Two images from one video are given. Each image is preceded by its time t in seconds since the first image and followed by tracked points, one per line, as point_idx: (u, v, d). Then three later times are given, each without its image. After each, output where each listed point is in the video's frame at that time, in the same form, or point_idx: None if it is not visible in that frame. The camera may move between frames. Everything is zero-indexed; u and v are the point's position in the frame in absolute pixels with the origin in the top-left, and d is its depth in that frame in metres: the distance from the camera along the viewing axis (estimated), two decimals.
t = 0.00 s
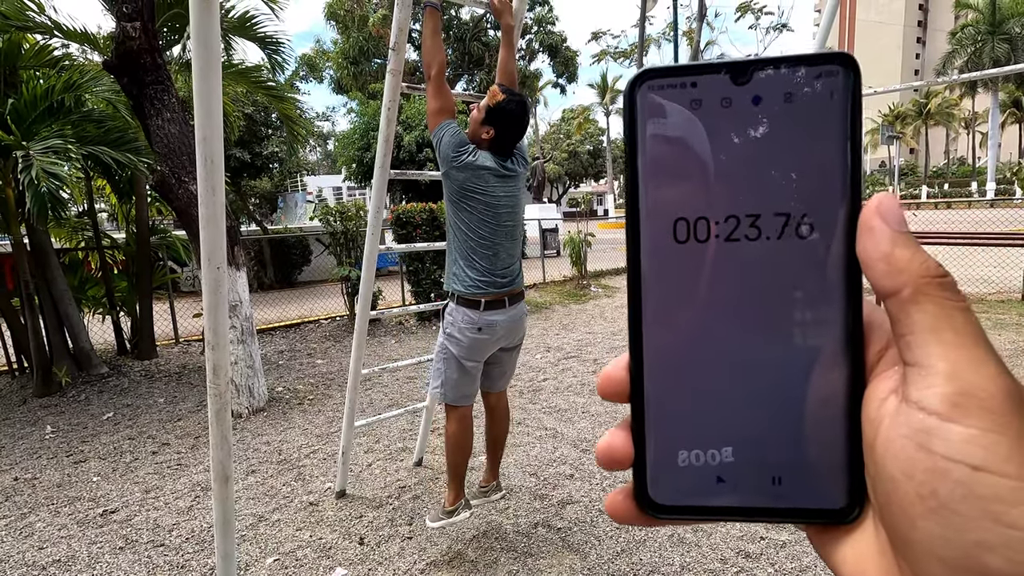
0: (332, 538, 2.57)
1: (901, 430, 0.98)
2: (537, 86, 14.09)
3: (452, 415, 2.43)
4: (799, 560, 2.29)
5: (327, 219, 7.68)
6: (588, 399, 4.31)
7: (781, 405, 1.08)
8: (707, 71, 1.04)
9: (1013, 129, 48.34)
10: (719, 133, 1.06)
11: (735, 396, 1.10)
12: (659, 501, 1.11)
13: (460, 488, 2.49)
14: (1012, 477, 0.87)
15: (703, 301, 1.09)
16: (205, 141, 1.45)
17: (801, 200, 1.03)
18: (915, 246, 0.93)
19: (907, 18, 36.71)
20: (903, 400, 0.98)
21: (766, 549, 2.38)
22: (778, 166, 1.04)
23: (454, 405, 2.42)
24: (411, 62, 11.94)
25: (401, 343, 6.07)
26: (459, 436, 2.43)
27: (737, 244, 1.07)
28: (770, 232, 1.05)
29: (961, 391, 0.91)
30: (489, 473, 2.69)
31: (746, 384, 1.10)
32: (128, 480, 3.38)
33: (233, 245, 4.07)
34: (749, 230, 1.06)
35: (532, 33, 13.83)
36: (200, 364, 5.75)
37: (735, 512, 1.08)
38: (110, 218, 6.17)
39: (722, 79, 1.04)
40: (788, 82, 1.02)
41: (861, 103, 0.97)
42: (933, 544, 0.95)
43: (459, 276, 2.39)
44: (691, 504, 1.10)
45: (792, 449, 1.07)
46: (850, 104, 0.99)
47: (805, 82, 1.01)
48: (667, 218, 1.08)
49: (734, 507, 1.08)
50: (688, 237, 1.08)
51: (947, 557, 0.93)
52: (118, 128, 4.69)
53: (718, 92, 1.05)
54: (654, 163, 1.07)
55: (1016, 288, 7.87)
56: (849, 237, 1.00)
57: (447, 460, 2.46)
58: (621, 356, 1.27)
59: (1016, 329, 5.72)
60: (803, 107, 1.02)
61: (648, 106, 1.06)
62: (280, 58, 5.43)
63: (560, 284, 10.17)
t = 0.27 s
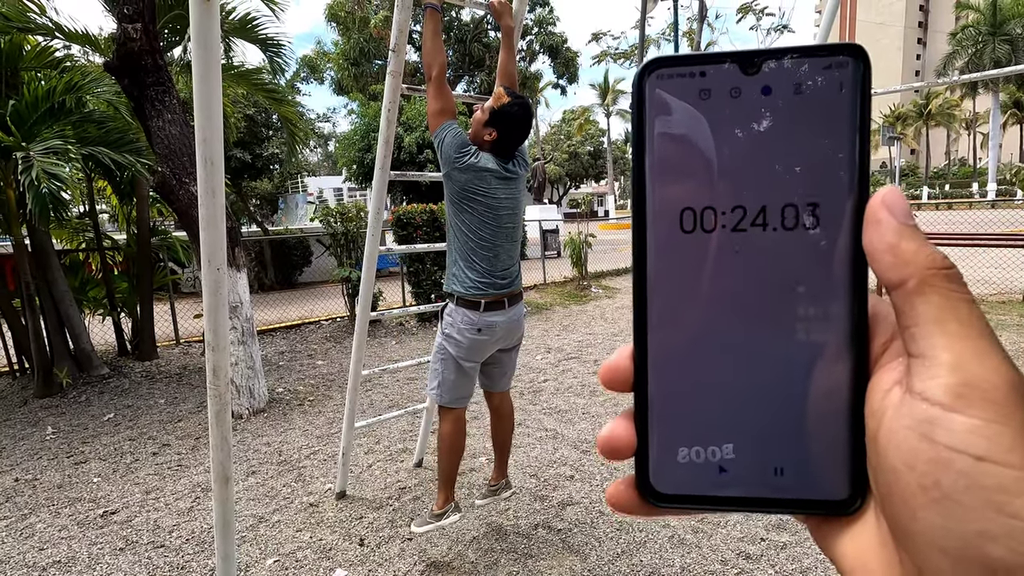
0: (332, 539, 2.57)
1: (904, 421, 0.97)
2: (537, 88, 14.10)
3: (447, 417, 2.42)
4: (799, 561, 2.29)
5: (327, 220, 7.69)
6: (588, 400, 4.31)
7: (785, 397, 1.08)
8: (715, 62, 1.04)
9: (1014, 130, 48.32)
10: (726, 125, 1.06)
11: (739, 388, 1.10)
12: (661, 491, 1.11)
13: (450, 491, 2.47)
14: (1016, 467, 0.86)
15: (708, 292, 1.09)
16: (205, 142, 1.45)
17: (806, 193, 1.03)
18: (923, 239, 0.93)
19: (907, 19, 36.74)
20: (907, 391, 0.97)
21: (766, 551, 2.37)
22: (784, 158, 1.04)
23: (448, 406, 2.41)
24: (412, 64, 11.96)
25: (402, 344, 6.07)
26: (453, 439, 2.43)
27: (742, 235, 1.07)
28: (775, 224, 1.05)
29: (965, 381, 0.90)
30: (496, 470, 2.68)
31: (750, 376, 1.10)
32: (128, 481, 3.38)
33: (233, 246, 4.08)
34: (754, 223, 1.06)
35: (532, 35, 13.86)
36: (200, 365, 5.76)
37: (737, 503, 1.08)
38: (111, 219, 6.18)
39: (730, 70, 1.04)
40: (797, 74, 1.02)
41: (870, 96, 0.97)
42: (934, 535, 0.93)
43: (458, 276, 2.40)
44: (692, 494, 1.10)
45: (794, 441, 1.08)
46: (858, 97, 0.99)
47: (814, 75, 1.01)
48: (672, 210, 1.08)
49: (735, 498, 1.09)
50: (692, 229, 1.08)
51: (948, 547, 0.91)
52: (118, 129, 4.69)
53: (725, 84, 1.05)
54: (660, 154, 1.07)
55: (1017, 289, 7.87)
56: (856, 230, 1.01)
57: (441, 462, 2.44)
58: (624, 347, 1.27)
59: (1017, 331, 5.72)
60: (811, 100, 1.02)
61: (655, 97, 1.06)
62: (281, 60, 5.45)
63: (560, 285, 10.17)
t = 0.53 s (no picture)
0: (333, 540, 2.57)
1: (898, 426, 0.97)
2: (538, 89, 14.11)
3: (445, 415, 2.44)
4: (800, 562, 2.29)
5: (328, 221, 7.70)
6: (589, 401, 4.31)
7: (782, 401, 1.08)
8: (709, 68, 1.04)
9: (1015, 130, 48.27)
10: (721, 131, 1.06)
11: (736, 392, 1.10)
12: (660, 496, 1.11)
13: (447, 488, 2.54)
14: (1011, 472, 0.86)
15: (705, 297, 1.09)
16: (206, 144, 1.45)
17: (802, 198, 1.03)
18: (917, 244, 0.93)
19: (908, 19, 36.73)
20: (902, 396, 0.97)
21: (767, 551, 2.37)
22: (780, 163, 1.04)
23: (447, 404, 2.42)
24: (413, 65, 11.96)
25: (402, 345, 6.07)
26: (450, 438, 2.44)
27: (738, 240, 1.07)
28: (771, 229, 1.05)
29: (960, 386, 0.90)
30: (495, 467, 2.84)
31: (747, 381, 1.10)
32: (130, 481, 3.39)
33: (235, 247, 4.08)
34: (750, 227, 1.06)
35: (533, 36, 13.87)
36: (202, 365, 5.76)
37: (735, 507, 1.09)
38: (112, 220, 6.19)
39: (725, 75, 1.04)
40: (790, 79, 1.02)
41: (863, 100, 0.97)
42: (930, 539, 0.93)
43: (458, 277, 2.40)
44: (691, 499, 1.10)
45: (792, 445, 1.08)
46: (852, 102, 0.99)
47: (807, 80, 1.01)
48: (668, 215, 1.08)
49: (733, 502, 1.09)
50: (689, 234, 1.08)
51: (943, 551, 0.92)
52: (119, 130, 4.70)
53: (720, 89, 1.05)
54: (656, 160, 1.07)
55: (1018, 289, 7.86)
56: (851, 233, 1.01)
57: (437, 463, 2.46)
58: (622, 352, 1.27)
59: (1018, 331, 5.71)
60: (806, 104, 1.02)
61: (650, 103, 1.06)
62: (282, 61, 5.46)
63: (561, 285, 10.17)
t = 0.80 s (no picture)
0: (334, 540, 2.58)
1: (898, 418, 0.97)
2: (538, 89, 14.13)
3: (446, 411, 2.45)
4: (800, 562, 2.29)
5: (329, 222, 7.71)
6: (590, 401, 4.32)
7: (783, 394, 1.09)
8: (714, 61, 1.04)
9: (1016, 130, 48.25)
10: (724, 124, 1.06)
11: (736, 385, 1.11)
12: (658, 486, 1.13)
13: (450, 480, 2.54)
14: (1009, 464, 0.86)
15: (706, 290, 1.09)
16: (208, 146, 1.46)
17: (804, 192, 1.03)
18: (918, 238, 0.93)
19: (908, 20, 36.75)
20: (902, 389, 0.97)
21: (768, 551, 2.38)
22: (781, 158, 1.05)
23: (451, 399, 2.42)
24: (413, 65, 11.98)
25: (403, 345, 6.08)
26: (451, 433, 2.45)
27: (739, 233, 1.07)
28: (772, 222, 1.06)
29: (959, 379, 0.90)
30: (491, 464, 2.82)
31: (747, 373, 1.10)
32: (131, 482, 3.39)
33: (236, 248, 4.09)
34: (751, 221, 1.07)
35: (533, 36, 13.89)
36: (203, 366, 5.77)
37: (733, 498, 1.09)
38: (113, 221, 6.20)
39: (730, 68, 1.04)
40: (793, 75, 1.03)
41: (867, 96, 0.98)
42: (928, 530, 0.93)
43: (457, 277, 2.41)
44: (689, 490, 1.11)
45: (791, 437, 1.08)
46: (857, 97, 1.00)
47: (812, 75, 1.02)
48: (670, 207, 1.08)
49: (731, 494, 1.10)
50: (691, 227, 1.08)
51: (940, 541, 0.92)
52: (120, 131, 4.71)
53: (724, 82, 1.05)
54: (658, 152, 1.07)
55: (1018, 289, 7.87)
56: (852, 227, 1.01)
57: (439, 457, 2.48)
58: (623, 345, 1.28)
59: (1018, 331, 5.72)
60: (810, 98, 1.02)
61: (654, 96, 1.06)
62: (283, 62, 5.46)
63: (561, 286, 10.18)
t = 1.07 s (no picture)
0: (335, 541, 2.57)
1: (914, 416, 0.96)
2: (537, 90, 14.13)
3: (448, 411, 2.43)
4: (801, 562, 2.29)
5: (328, 222, 7.70)
6: (590, 401, 4.31)
7: (793, 392, 1.09)
8: (721, 57, 1.04)
9: (1015, 130, 48.27)
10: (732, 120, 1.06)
11: (746, 384, 1.11)
12: (668, 488, 1.12)
13: (453, 480, 2.52)
14: None
15: (715, 288, 1.09)
16: (208, 145, 1.46)
17: (814, 188, 1.03)
18: (933, 233, 0.93)
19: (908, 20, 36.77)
20: (917, 386, 0.96)
21: (769, 551, 2.37)
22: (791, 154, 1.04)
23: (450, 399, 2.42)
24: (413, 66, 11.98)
25: (403, 346, 6.08)
26: (452, 434, 2.44)
27: (749, 231, 1.07)
28: (782, 220, 1.05)
29: (977, 375, 0.90)
30: (495, 468, 2.80)
31: (757, 371, 1.10)
32: (131, 483, 3.39)
33: (235, 248, 4.09)
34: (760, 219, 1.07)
35: (533, 37, 13.90)
36: (202, 367, 5.77)
37: (744, 499, 1.09)
38: (113, 222, 6.20)
39: (738, 64, 1.04)
40: (801, 70, 1.03)
41: (877, 90, 0.98)
42: (945, 529, 0.92)
43: (455, 276, 2.41)
44: (700, 491, 1.11)
45: (802, 435, 1.08)
46: (866, 92, 1.00)
47: (821, 69, 1.02)
48: (679, 206, 1.08)
49: (742, 494, 1.10)
50: (700, 224, 1.08)
51: (959, 541, 0.90)
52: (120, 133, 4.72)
53: (732, 78, 1.05)
54: (666, 150, 1.07)
55: (1018, 289, 7.87)
56: (863, 224, 1.01)
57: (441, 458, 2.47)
58: (630, 343, 1.26)
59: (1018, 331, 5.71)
60: (819, 93, 1.02)
61: (661, 93, 1.06)
62: (282, 62, 5.46)
63: (561, 286, 10.17)
